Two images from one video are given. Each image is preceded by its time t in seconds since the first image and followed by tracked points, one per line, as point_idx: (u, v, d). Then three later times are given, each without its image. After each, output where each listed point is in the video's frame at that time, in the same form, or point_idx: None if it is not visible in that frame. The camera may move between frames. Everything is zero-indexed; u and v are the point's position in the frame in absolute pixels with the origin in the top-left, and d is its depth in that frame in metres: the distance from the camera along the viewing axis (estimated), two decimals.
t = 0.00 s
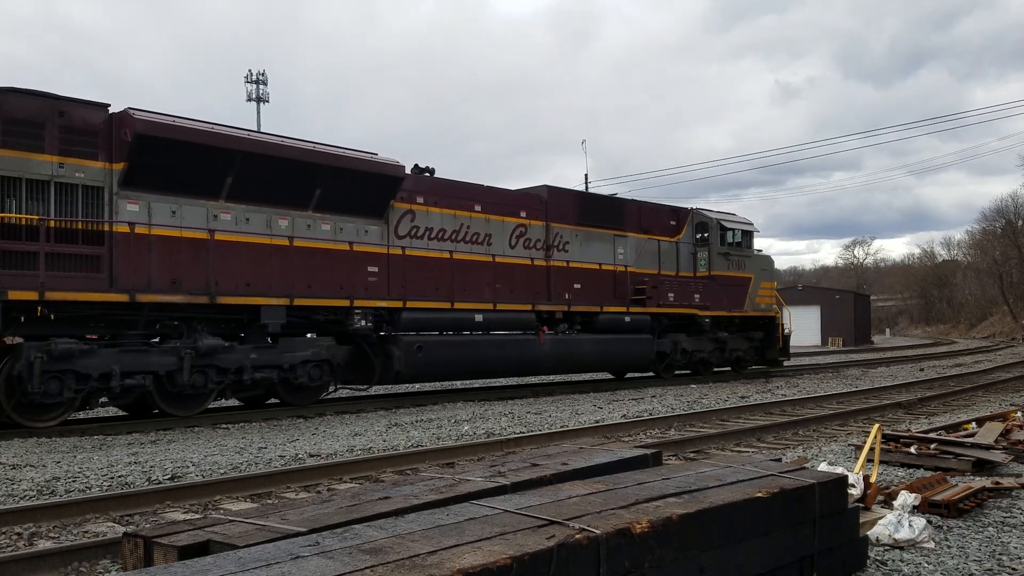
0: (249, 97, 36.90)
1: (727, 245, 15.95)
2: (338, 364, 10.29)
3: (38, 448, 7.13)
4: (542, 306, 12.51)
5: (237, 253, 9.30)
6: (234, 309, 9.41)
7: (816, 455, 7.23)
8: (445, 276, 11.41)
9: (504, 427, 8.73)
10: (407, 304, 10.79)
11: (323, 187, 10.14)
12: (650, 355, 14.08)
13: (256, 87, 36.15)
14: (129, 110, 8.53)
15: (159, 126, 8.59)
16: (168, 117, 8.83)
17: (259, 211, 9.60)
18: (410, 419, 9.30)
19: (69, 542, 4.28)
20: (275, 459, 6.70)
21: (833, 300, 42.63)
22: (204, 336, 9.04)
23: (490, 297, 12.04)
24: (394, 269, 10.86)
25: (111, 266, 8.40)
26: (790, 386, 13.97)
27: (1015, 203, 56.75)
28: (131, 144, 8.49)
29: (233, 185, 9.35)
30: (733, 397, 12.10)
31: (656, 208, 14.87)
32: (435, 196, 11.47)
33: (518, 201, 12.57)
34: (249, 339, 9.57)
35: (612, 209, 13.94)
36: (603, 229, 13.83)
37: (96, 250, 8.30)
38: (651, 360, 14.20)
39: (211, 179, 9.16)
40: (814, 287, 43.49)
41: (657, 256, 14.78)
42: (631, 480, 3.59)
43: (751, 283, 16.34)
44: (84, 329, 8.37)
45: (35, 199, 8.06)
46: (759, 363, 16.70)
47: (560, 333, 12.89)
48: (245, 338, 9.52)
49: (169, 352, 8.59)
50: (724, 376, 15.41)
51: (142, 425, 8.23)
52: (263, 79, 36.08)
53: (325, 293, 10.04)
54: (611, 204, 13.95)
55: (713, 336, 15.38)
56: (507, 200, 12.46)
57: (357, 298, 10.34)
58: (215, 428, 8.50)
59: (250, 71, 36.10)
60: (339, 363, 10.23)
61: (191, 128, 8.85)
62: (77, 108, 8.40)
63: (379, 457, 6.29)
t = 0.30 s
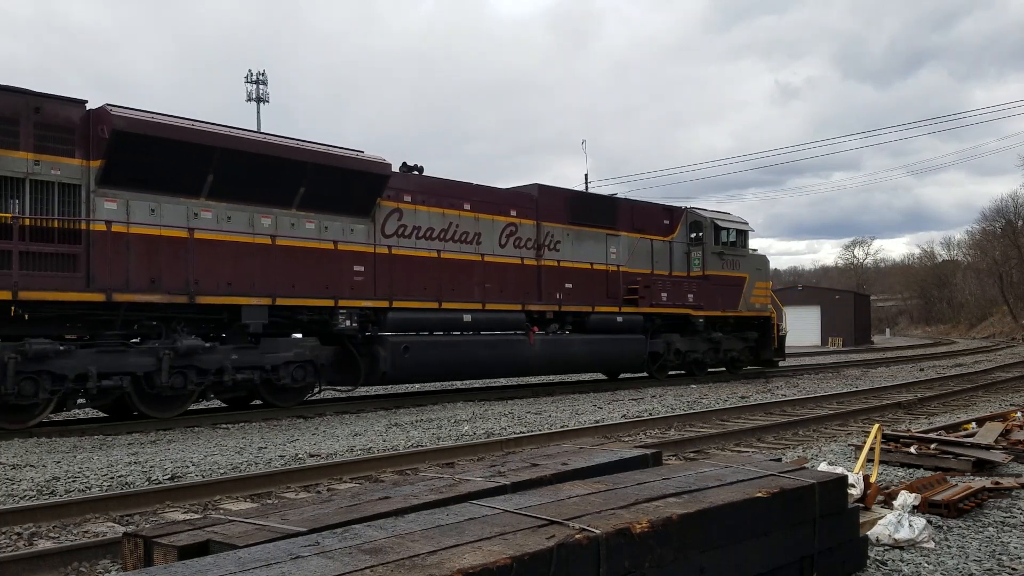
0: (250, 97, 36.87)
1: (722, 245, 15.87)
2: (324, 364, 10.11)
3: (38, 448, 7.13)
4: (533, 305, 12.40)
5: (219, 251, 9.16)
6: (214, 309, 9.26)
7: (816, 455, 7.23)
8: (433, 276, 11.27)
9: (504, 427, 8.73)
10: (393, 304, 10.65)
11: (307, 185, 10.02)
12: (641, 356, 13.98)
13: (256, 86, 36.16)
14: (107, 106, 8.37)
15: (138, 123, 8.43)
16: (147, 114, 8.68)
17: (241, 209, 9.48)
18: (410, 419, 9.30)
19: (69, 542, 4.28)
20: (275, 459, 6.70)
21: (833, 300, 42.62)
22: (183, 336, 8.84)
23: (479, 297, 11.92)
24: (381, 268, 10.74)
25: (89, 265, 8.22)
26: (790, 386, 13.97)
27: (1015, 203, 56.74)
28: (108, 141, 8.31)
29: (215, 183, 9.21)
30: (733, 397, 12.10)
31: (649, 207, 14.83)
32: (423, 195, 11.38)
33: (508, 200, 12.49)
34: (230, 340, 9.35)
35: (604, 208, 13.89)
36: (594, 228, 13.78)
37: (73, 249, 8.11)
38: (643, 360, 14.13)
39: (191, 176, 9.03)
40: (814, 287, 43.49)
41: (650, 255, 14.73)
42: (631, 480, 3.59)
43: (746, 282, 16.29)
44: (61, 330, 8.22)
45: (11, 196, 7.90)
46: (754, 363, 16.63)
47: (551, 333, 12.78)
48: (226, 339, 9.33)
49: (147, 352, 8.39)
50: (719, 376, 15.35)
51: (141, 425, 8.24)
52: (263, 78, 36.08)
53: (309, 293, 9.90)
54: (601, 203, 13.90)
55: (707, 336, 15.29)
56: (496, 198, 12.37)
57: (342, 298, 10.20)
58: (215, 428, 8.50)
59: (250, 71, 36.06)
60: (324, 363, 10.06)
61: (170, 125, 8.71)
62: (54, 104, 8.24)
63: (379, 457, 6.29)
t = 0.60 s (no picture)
0: (250, 97, 36.82)
1: (717, 244, 15.81)
2: (308, 365, 10.02)
3: (38, 448, 7.13)
4: (524, 305, 12.33)
5: (200, 250, 9.01)
6: (194, 309, 9.15)
7: (816, 455, 7.23)
8: (422, 275, 11.20)
9: (505, 427, 8.73)
10: (380, 304, 10.57)
11: (292, 183, 9.88)
12: (634, 356, 13.91)
13: (256, 86, 36.15)
14: (85, 102, 8.22)
15: (116, 119, 8.29)
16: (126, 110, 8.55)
17: (223, 208, 9.34)
18: (410, 419, 9.30)
19: (69, 542, 4.28)
20: (275, 459, 6.70)
21: (833, 300, 42.63)
22: (163, 337, 8.76)
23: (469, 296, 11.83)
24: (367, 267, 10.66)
25: (66, 265, 8.09)
26: (790, 386, 13.97)
27: (1015, 203, 56.74)
28: (85, 138, 8.18)
29: (195, 180, 9.08)
30: (733, 397, 12.10)
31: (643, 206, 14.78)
32: (411, 193, 11.29)
33: (498, 199, 12.40)
34: (211, 340, 9.26)
35: (596, 207, 13.82)
36: (586, 227, 13.70)
37: (50, 248, 8.00)
38: (636, 360, 14.07)
39: (171, 174, 8.89)
40: (814, 288, 43.49)
41: (643, 254, 14.66)
42: (631, 480, 3.59)
43: (741, 282, 16.25)
44: (39, 329, 8.08)
45: None
46: (750, 363, 16.69)
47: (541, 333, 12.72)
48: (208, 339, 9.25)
49: (126, 353, 8.30)
50: (713, 376, 15.35)
51: (141, 425, 8.24)
52: (263, 78, 36.04)
53: (293, 293, 9.77)
54: (592, 202, 13.78)
55: (701, 336, 15.32)
56: (486, 197, 12.28)
57: (327, 298, 10.09)
58: (215, 428, 8.50)
59: (250, 71, 36.03)
60: (309, 364, 9.97)
61: (149, 121, 8.58)
62: (32, 101, 8.08)
63: (379, 457, 6.29)
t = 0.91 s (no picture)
0: (250, 97, 36.82)
1: (711, 244, 15.77)
2: (293, 366, 9.93)
3: (38, 448, 7.12)
4: (514, 305, 12.24)
5: (181, 248, 8.89)
6: (175, 309, 9.03)
7: (816, 455, 7.23)
8: (411, 275, 11.11)
9: (505, 427, 8.73)
10: (367, 304, 10.43)
11: (276, 181, 9.76)
12: (627, 356, 13.85)
13: (257, 86, 36.23)
14: (62, 99, 8.11)
15: (94, 116, 8.18)
16: (104, 106, 8.43)
17: (205, 206, 9.22)
18: (410, 419, 9.30)
19: (69, 542, 4.28)
20: (275, 459, 6.70)
21: (833, 300, 42.63)
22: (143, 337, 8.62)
23: (459, 296, 11.75)
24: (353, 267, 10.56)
25: (44, 264, 7.98)
26: (790, 386, 13.97)
27: (1015, 203, 56.72)
28: (63, 135, 8.07)
29: (177, 178, 8.96)
30: (733, 397, 12.10)
31: (637, 206, 14.71)
32: (399, 192, 11.19)
33: (489, 197, 12.32)
34: (192, 341, 9.11)
35: (590, 206, 13.74)
36: (579, 226, 13.62)
37: (27, 246, 7.87)
38: (630, 360, 14.02)
39: (152, 172, 8.78)
40: (813, 288, 43.49)
41: (637, 254, 14.59)
42: (631, 480, 3.59)
43: (736, 282, 16.23)
44: (18, 330, 7.95)
45: None
46: (745, 364, 16.66)
47: (532, 334, 12.60)
48: (189, 339, 9.11)
49: (105, 353, 8.17)
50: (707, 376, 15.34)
51: (142, 425, 8.25)
52: (263, 78, 36.08)
53: (277, 292, 9.65)
54: (587, 202, 13.75)
55: (696, 336, 15.28)
56: (477, 195, 12.19)
57: (313, 297, 9.97)
58: (215, 428, 8.50)
59: (250, 71, 36.07)
60: (295, 364, 9.89)
61: (129, 118, 8.47)
62: (9, 97, 7.93)
63: (379, 457, 6.29)
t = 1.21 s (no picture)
0: (250, 97, 36.85)
1: (706, 243, 15.72)
2: (277, 367, 9.80)
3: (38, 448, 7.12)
4: (504, 305, 12.17)
5: (162, 247, 8.74)
6: (156, 309, 8.88)
7: (816, 455, 7.23)
8: (399, 274, 10.99)
9: (505, 427, 8.73)
10: (352, 304, 10.31)
11: (259, 178, 9.62)
12: (620, 356, 13.83)
13: (256, 87, 36.40)
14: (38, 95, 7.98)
15: (70, 111, 8.04)
16: (82, 103, 8.31)
17: (186, 204, 9.09)
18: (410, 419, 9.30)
19: (69, 542, 4.28)
20: (275, 459, 6.70)
21: (833, 299, 42.64)
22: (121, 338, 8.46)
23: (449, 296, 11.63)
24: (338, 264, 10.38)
25: (20, 264, 7.83)
26: (790, 386, 13.97)
27: (1015, 203, 56.72)
28: (39, 131, 7.94)
29: (157, 175, 8.82)
30: (733, 397, 12.11)
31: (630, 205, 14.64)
32: (386, 190, 11.07)
33: (479, 196, 12.22)
34: (173, 343, 8.95)
35: (583, 205, 13.67)
36: (571, 225, 13.53)
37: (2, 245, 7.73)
38: (622, 360, 13.99)
39: (132, 169, 8.64)
40: (813, 288, 43.51)
41: (630, 253, 14.52)
42: (631, 480, 3.59)
43: (731, 281, 16.21)
44: None
45: None
46: (741, 364, 16.62)
47: (522, 334, 12.55)
48: (170, 340, 8.95)
49: (83, 354, 8.02)
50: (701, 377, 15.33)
51: (142, 425, 8.25)
52: (263, 79, 36.11)
53: (260, 292, 9.51)
54: (579, 202, 13.66)
55: (690, 336, 15.26)
56: (467, 194, 12.09)
57: (297, 297, 9.84)
58: (215, 428, 8.51)
59: (250, 71, 36.14)
60: (278, 365, 9.75)
61: (107, 114, 8.31)
62: None
63: (379, 457, 6.29)
